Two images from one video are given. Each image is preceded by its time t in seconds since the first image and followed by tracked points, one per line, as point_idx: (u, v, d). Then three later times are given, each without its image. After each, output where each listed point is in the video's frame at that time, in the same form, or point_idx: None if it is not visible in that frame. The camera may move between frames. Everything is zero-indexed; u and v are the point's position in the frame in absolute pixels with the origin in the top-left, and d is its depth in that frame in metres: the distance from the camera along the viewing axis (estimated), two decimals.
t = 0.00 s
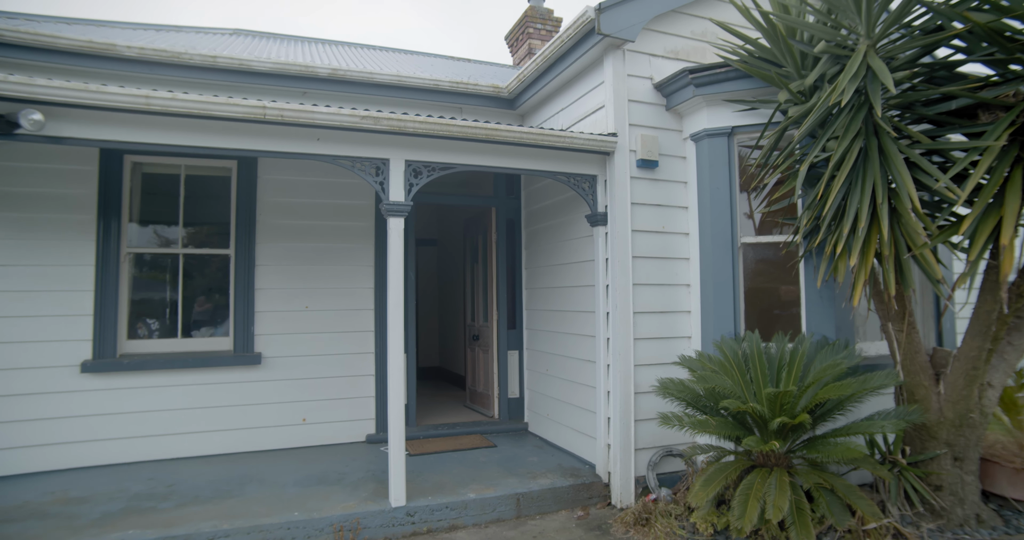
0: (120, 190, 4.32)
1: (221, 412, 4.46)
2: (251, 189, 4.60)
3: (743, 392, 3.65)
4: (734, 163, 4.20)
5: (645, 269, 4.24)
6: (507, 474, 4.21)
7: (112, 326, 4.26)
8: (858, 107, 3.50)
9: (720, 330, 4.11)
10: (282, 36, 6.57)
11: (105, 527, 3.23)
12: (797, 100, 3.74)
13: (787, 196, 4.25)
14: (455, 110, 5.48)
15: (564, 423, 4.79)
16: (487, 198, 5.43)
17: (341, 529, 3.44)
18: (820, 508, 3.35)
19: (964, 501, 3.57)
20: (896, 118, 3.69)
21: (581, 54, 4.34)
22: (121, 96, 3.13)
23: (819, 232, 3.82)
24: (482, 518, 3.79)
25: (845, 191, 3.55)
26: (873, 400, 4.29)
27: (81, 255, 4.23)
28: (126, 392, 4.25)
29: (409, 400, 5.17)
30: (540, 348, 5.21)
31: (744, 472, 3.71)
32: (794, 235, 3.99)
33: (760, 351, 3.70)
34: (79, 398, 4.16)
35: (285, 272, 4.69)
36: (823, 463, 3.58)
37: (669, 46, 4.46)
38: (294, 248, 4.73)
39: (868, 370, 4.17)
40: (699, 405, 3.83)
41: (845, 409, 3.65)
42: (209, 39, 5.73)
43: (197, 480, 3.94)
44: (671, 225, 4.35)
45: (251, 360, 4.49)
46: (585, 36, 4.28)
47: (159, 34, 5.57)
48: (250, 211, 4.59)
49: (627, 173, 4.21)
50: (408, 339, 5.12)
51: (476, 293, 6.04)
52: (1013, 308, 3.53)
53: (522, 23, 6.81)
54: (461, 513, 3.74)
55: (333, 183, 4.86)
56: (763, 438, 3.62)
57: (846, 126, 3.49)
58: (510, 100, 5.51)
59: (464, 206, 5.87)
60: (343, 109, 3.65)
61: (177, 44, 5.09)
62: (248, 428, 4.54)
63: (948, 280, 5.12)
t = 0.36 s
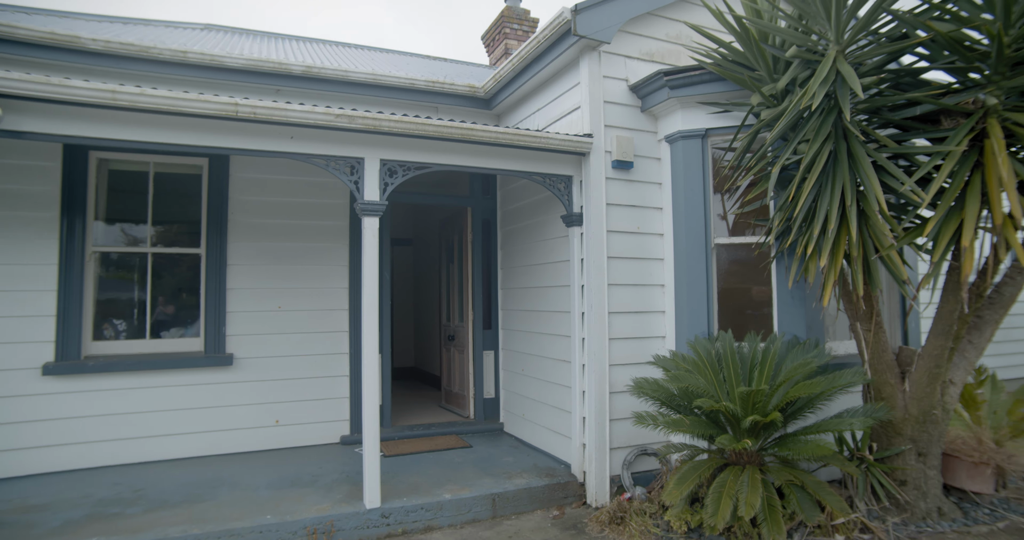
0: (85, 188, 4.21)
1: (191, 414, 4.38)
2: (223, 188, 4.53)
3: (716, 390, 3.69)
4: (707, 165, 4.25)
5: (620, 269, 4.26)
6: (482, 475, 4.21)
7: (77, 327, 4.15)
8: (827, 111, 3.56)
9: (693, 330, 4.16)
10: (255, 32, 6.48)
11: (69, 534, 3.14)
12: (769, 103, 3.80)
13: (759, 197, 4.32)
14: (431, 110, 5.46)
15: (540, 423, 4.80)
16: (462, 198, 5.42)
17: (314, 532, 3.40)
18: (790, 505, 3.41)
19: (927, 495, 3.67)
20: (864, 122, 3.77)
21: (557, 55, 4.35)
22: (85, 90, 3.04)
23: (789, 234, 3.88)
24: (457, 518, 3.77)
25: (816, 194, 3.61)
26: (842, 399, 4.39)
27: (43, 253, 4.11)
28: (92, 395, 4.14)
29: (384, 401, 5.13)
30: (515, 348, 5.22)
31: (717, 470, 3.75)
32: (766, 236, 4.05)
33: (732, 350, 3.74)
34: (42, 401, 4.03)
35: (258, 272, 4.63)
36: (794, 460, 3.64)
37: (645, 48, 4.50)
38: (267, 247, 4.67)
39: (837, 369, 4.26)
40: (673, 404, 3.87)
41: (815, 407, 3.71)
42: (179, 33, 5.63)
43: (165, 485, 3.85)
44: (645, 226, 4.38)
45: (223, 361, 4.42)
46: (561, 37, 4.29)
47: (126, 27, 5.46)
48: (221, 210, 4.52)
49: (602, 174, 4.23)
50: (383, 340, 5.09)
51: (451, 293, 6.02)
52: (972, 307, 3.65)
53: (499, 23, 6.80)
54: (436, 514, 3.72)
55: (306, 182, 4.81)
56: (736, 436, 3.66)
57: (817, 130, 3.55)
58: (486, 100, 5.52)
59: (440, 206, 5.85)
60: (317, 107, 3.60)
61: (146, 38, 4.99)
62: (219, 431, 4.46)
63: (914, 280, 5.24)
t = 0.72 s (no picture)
0: (50, 185, 4.10)
1: (161, 416, 4.31)
2: (195, 186, 4.47)
3: (691, 390, 3.73)
4: (682, 166, 4.29)
5: (597, 270, 4.28)
6: (459, 475, 4.19)
7: (40, 328, 4.03)
8: (800, 114, 3.62)
9: (669, 330, 4.20)
10: (228, 28, 6.38)
11: None
12: (743, 106, 3.85)
13: (734, 199, 4.37)
14: (408, 109, 5.45)
15: (516, 423, 4.80)
16: (439, 198, 5.40)
17: (287, 535, 3.36)
18: (763, 502, 3.46)
19: (894, 490, 3.75)
20: (834, 126, 3.84)
21: (534, 56, 4.36)
22: (48, 84, 2.95)
23: (763, 235, 3.94)
24: (434, 519, 3.76)
25: (788, 195, 3.67)
26: (813, 397, 4.48)
27: (5, 252, 3.98)
28: (57, 397, 4.04)
29: (359, 402, 5.09)
30: (492, 348, 5.22)
31: (692, 468, 3.79)
32: (741, 237, 4.11)
33: (707, 350, 3.78)
34: (3, 404, 3.90)
35: (230, 272, 4.59)
36: (766, 458, 3.69)
37: (621, 50, 4.53)
38: (240, 247, 4.63)
39: (809, 368, 4.34)
40: (649, 404, 3.90)
41: (787, 406, 3.77)
42: (149, 27, 5.53)
43: (133, 489, 3.77)
44: (622, 226, 4.40)
45: (194, 362, 4.36)
46: (538, 38, 4.29)
47: (93, 20, 5.34)
48: (193, 208, 4.46)
49: (578, 175, 4.24)
50: (358, 340, 5.05)
51: (427, 293, 6.00)
52: (937, 307, 3.76)
53: (477, 23, 6.80)
54: (412, 515, 3.70)
55: (280, 181, 4.81)
56: (710, 435, 3.70)
57: (789, 133, 3.61)
58: (463, 100, 5.51)
59: (416, 205, 5.83)
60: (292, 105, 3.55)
61: (114, 31, 4.88)
62: (190, 433, 4.40)
63: (883, 281, 5.35)
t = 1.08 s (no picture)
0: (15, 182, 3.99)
1: (132, 419, 4.23)
2: (167, 184, 4.41)
3: (668, 389, 3.75)
4: (659, 167, 4.33)
5: (575, 270, 4.29)
6: (437, 476, 4.18)
7: (4, 328, 3.92)
8: (775, 117, 3.67)
9: (646, 330, 4.22)
10: (202, 23, 6.28)
11: None
12: (719, 108, 3.90)
13: (710, 200, 4.41)
14: (386, 108, 5.42)
15: (495, 423, 4.79)
16: (417, 198, 5.38)
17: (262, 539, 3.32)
18: (739, 500, 3.49)
19: (865, 486, 3.82)
20: (808, 129, 3.89)
21: (513, 56, 4.36)
22: (12, 78, 2.86)
23: (739, 235, 3.99)
24: (412, 520, 3.74)
25: (763, 197, 3.71)
26: (787, 396, 4.56)
27: None
28: (22, 401, 3.92)
29: (336, 403, 5.05)
30: (470, 348, 5.21)
31: (669, 467, 3.81)
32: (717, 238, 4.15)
33: (684, 350, 3.81)
34: None
35: (204, 271, 4.53)
36: (742, 456, 3.73)
37: (600, 51, 4.55)
38: (214, 246, 4.58)
39: (783, 367, 4.41)
40: (626, 403, 3.92)
41: (762, 405, 3.82)
42: (120, 21, 5.42)
43: (103, 494, 3.69)
44: (600, 227, 4.42)
45: (167, 363, 4.29)
46: (517, 38, 4.29)
47: (61, 12, 5.21)
48: (166, 207, 4.39)
49: (557, 175, 4.25)
50: (335, 341, 5.01)
51: (405, 292, 5.97)
52: (906, 307, 3.84)
53: (456, 22, 6.77)
54: (390, 516, 3.67)
55: (256, 179, 4.76)
56: (687, 434, 3.73)
57: (764, 135, 3.65)
58: (441, 99, 5.50)
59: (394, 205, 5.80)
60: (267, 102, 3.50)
61: (83, 24, 4.77)
62: (162, 436, 4.32)
63: (855, 281, 5.44)
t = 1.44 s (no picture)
0: None
1: (104, 421, 4.15)
2: (142, 182, 4.34)
3: (648, 389, 3.78)
4: (639, 169, 4.36)
5: (556, 270, 4.30)
6: (417, 477, 4.16)
7: None
8: (753, 119, 3.71)
9: (626, 330, 4.25)
10: (178, 18, 6.19)
11: None
12: (699, 110, 3.93)
13: (690, 201, 4.45)
14: (366, 107, 5.39)
15: (475, 423, 4.79)
16: (397, 197, 5.36)
17: None
18: (717, 498, 3.52)
19: (840, 483, 3.88)
20: (786, 131, 3.94)
21: (494, 56, 4.35)
22: None
23: (718, 236, 4.02)
24: (392, 522, 3.71)
25: (742, 199, 3.76)
26: (765, 395, 4.62)
27: None
28: None
29: (315, 404, 5.01)
30: (451, 348, 5.20)
31: (650, 466, 3.83)
32: (697, 239, 4.20)
33: (664, 350, 3.84)
34: None
35: (180, 271, 4.47)
36: (721, 454, 3.76)
37: (581, 52, 4.56)
38: (191, 246, 4.52)
39: (762, 366, 4.46)
40: (607, 403, 3.94)
41: (740, 404, 3.86)
42: (93, 15, 5.32)
43: (74, 499, 3.61)
44: (581, 227, 4.43)
45: (141, 364, 4.22)
46: (498, 38, 4.29)
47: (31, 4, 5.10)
48: (140, 205, 4.33)
49: (538, 176, 4.25)
50: (315, 341, 4.97)
51: (385, 292, 5.94)
52: (881, 307, 3.91)
53: (437, 22, 6.75)
54: (370, 518, 3.65)
55: (234, 178, 4.71)
56: (667, 433, 3.75)
57: (742, 138, 3.70)
58: (422, 99, 5.49)
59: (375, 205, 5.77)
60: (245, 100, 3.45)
61: (54, 18, 4.67)
62: (136, 438, 4.25)
63: (831, 282, 5.53)
